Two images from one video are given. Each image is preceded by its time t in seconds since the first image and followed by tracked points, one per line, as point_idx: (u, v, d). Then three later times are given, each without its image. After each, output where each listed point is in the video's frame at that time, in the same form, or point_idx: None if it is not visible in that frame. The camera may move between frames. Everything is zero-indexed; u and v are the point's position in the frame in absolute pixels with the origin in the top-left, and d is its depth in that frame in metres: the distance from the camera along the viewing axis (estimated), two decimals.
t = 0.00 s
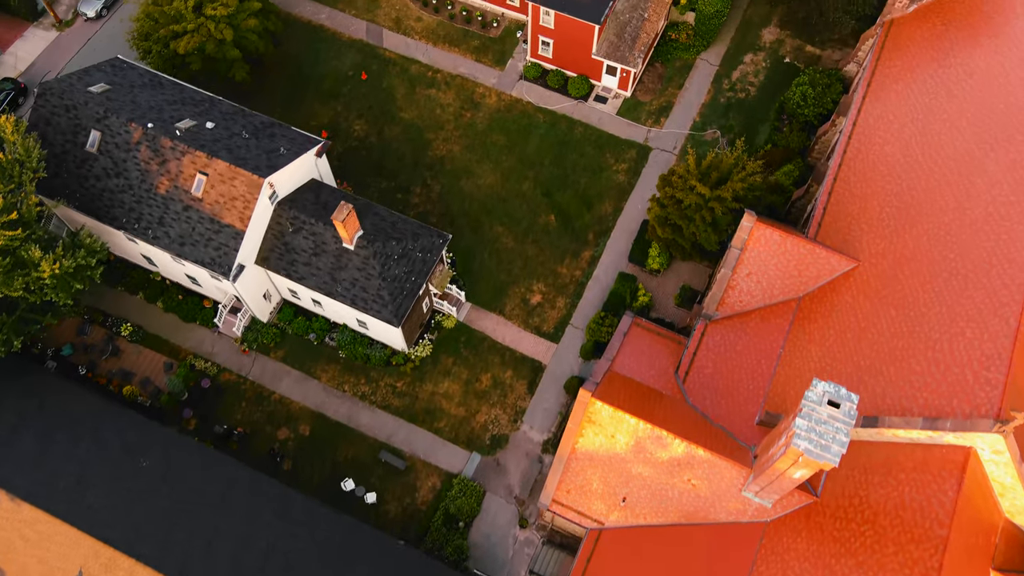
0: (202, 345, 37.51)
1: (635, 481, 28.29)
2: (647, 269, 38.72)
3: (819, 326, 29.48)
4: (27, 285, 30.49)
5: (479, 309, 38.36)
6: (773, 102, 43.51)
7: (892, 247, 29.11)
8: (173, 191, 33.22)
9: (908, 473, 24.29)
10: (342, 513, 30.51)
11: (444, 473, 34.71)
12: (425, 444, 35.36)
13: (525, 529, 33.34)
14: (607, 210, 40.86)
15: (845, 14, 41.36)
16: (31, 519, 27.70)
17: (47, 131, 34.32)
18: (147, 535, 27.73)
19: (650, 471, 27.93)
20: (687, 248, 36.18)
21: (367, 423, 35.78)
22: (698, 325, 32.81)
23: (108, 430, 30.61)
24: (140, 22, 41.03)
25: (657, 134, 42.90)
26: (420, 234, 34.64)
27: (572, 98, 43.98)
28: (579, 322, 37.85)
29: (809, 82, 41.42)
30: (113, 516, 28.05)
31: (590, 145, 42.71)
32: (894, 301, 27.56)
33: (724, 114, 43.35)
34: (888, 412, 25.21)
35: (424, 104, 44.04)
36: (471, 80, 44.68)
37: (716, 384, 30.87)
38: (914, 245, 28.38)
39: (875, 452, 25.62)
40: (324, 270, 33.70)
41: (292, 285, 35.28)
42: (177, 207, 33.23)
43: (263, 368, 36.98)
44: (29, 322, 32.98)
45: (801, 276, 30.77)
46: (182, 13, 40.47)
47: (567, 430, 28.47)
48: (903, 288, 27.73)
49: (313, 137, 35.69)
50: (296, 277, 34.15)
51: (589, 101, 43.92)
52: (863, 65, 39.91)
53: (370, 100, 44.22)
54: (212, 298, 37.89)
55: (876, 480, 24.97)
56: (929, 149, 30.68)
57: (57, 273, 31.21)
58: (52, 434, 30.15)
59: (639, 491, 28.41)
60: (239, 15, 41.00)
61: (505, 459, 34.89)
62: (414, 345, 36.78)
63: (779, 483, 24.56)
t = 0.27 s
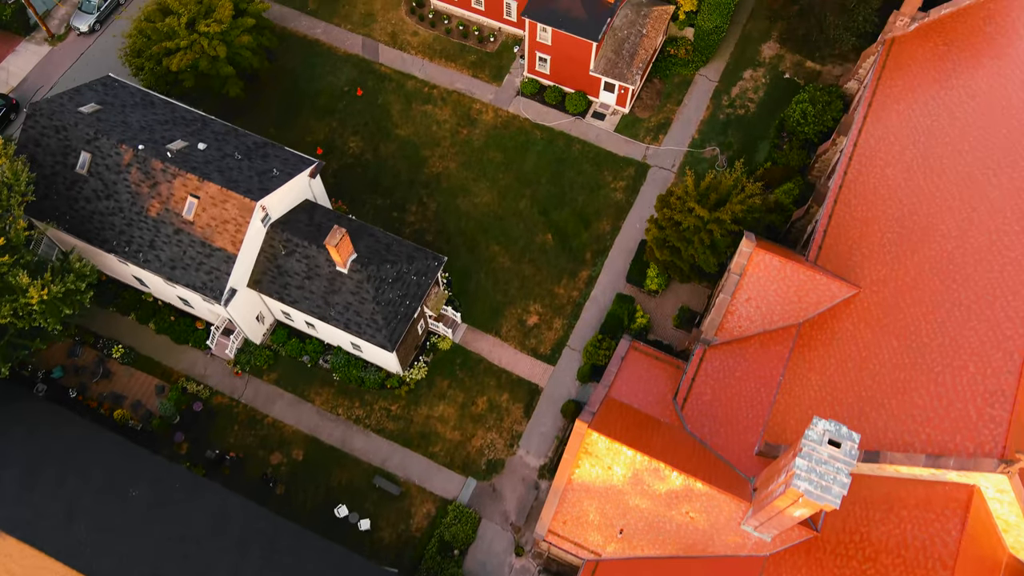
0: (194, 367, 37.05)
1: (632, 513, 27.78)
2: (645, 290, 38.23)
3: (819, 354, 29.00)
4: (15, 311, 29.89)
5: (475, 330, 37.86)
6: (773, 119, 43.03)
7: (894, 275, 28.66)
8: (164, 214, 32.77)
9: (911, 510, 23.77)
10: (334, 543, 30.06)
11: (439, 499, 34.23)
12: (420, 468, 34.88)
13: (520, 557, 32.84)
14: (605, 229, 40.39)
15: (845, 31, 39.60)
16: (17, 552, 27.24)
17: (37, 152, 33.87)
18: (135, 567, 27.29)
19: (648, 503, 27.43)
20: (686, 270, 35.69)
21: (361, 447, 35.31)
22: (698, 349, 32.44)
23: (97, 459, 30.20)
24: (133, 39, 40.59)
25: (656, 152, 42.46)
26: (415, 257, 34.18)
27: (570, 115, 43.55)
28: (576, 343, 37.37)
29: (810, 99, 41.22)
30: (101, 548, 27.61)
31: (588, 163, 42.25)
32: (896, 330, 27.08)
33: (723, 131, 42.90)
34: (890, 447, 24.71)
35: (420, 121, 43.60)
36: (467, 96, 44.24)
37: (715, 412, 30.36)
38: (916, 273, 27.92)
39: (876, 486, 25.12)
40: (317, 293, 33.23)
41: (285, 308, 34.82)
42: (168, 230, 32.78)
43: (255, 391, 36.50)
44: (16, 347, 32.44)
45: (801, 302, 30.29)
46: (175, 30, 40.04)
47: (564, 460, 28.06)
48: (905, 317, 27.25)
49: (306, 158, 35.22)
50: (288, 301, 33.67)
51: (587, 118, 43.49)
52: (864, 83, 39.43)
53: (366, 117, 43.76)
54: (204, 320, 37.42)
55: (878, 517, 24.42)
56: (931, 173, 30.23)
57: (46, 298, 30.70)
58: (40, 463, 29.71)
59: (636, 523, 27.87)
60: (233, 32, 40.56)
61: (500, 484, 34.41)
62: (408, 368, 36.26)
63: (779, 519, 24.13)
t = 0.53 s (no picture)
0: (186, 390, 36.57)
1: (632, 547, 26.82)
2: (643, 311, 37.74)
3: (820, 383, 28.54)
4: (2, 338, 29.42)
5: (471, 352, 37.37)
6: (772, 136, 42.58)
7: (895, 303, 28.20)
8: (155, 238, 32.28)
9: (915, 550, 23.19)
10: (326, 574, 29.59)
11: (433, 525, 33.74)
12: (414, 494, 34.40)
13: None
14: (603, 248, 39.92)
15: (845, 48, 38.98)
16: None
17: (26, 174, 33.38)
18: None
19: (647, 537, 26.59)
20: (684, 293, 35.19)
21: (354, 473, 34.84)
22: (697, 375, 31.94)
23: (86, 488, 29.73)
24: (125, 56, 40.12)
25: (654, 170, 42.01)
26: (409, 280, 33.67)
27: (567, 132, 43.11)
28: (573, 366, 36.89)
29: (810, 116, 40.39)
30: None
31: (585, 181, 41.80)
32: (897, 361, 26.61)
33: (723, 149, 42.43)
34: (892, 483, 24.22)
35: (416, 138, 43.15)
36: (464, 112, 43.78)
37: (714, 441, 29.87)
38: (919, 302, 27.44)
39: (878, 523, 24.60)
40: (310, 318, 32.74)
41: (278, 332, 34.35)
42: (158, 254, 32.30)
43: (248, 414, 36.03)
44: (4, 373, 31.92)
45: (801, 329, 29.81)
46: (167, 47, 39.57)
47: (560, 492, 27.58)
48: (907, 347, 26.75)
49: (299, 179, 34.73)
50: (281, 325, 33.21)
51: (585, 135, 43.06)
52: (865, 101, 38.94)
53: (361, 134, 43.30)
54: (197, 342, 36.92)
55: (880, 555, 23.86)
56: (933, 198, 29.78)
57: (34, 324, 30.09)
58: (28, 493, 29.23)
59: (634, 557, 26.88)
60: (227, 49, 40.09)
61: (496, 511, 33.96)
62: (403, 391, 35.76)
63: (778, 557, 23.68)
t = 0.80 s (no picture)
0: (178, 414, 36.10)
1: None
2: (641, 333, 37.26)
3: (820, 414, 28.03)
4: None
5: (466, 375, 36.88)
6: (772, 153, 42.12)
7: (896, 331, 27.68)
8: (145, 262, 31.81)
9: None
10: None
11: (428, 553, 33.25)
12: (409, 521, 33.91)
13: None
14: (600, 268, 39.43)
15: (845, 65, 38.56)
16: None
17: (15, 197, 32.93)
18: None
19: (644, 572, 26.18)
20: (682, 316, 34.58)
21: (348, 498, 34.35)
22: (696, 402, 31.48)
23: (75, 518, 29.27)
24: (117, 73, 39.70)
25: (652, 188, 41.52)
26: (404, 304, 33.19)
27: (565, 149, 42.65)
28: (570, 389, 36.39)
29: (809, 135, 40.09)
30: None
31: (583, 199, 41.32)
32: (899, 393, 26.12)
33: (722, 167, 41.96)
34: (893, 521, 23.75)
35: (412, 155, 42.70)
36: (460, 129, 43.33)
37: (713, 471, 29.41)
38: (920, 331, 26.94)
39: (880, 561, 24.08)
40: (302, 343, 32.28)
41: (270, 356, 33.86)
42: (149, 279, 31.83)
43: (241, 438, 35.55)
44: None
45: (801, 356, 29.31)
46: (160, 64, 39.15)
47: (556, 525, 27.10)
48: (908, 378, 26.26)
49: (293, 201, 34.27)
50: (273, 350, 32.73)
51: (582, 152, 42.61)
52: (865, 120, 38.46)
53: (356, 151, 42.85)
54: (189, 364, 36.44)
55: None
56: (935, 223, 29.32)
57: (21, 352, 29.63)
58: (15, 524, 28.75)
59: None
60: (220, 66, 39.65)
61: (492, 538, 33.47)
62: (398, 416, 35.27)
63: None
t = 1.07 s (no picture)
0: (170, 438, 35.62)
1: None
2: (639, 355, 36.74)
3: (820, 445, 27.55)
4: None
5: (462, 398, 36.38)
6: (771, 171, 41.68)
7: (898, 362, 27.19)
8: (136, 287, 31.33)
9: None
10: None
11: None
12: (403, 548, 33.43)
13: None
14: (598, 288, 38.96)
15: (846, 84, 38.11)
16: None
17: (4, 220, 32.43)
18: None
19: None
20: (681, 340, 33.97)
21: (342, 525, 33.87)
22: (693, 429, 31.02)
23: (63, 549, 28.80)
24: (109, 90, 39.19)
25: (651, 207, 41.04)
26: (398, 329, 32.75)
27: (562, 166, 42.18)
28: (567, 413, 35.89)
29: (810, 153, 39.25)
30: None
31: (580, 218, 40.84)
32: (901, 427, 25.63)
33: (721, 185, 41.49)
34: (895, 561, 23.29)
35: (407, 173, 42.23)
36: (456, 146, 42.86)
37: (712, 502, 28.93)
38: (923, 362, 26.45)
39: None
40: (295, 369, 31.80)
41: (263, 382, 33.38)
42: (139, 304, 31.35)
43: (233, 463, 35.07)
44: None
45: (801, 385, 28.84)
46: (152, 82, 38.66)
47: (552, 559, 26.61)
48: (911, 411, 25.77)
49: (286, 223, 33.80)
50: (265, 376, 32.24)
51: (580, 170, 42.15)
52: (866, 139, 37.95)
53: (351, 168, 42.37)
54: (180, 388, 35.95)
55: None
56: (938, 251, 28.83)
57: (8, 381, 29.13)
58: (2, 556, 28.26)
59: None
60: (213, 83, 39.17)
61: (487, 566, 33.00)
62: (392, 440, 34.77)
63: None
